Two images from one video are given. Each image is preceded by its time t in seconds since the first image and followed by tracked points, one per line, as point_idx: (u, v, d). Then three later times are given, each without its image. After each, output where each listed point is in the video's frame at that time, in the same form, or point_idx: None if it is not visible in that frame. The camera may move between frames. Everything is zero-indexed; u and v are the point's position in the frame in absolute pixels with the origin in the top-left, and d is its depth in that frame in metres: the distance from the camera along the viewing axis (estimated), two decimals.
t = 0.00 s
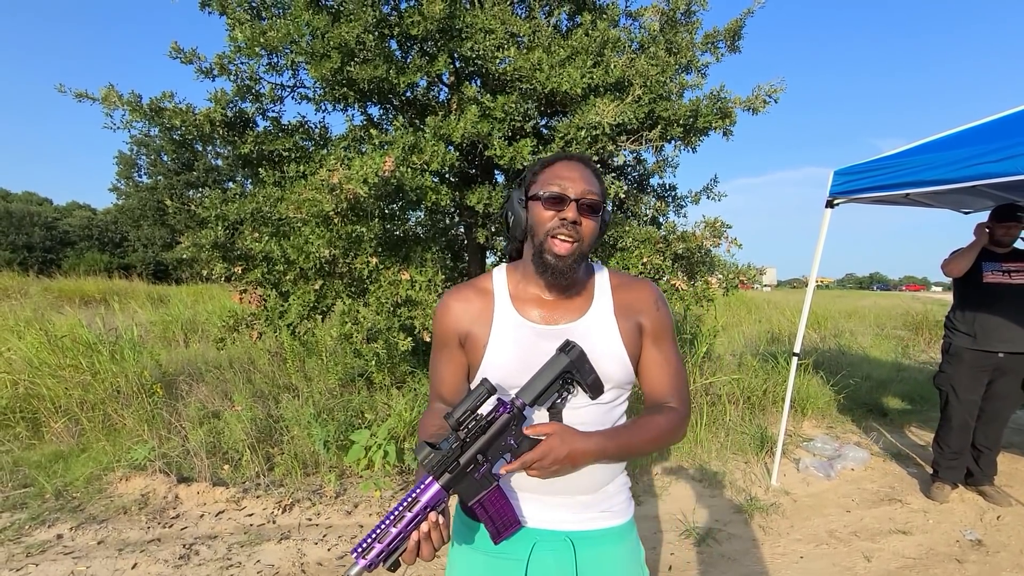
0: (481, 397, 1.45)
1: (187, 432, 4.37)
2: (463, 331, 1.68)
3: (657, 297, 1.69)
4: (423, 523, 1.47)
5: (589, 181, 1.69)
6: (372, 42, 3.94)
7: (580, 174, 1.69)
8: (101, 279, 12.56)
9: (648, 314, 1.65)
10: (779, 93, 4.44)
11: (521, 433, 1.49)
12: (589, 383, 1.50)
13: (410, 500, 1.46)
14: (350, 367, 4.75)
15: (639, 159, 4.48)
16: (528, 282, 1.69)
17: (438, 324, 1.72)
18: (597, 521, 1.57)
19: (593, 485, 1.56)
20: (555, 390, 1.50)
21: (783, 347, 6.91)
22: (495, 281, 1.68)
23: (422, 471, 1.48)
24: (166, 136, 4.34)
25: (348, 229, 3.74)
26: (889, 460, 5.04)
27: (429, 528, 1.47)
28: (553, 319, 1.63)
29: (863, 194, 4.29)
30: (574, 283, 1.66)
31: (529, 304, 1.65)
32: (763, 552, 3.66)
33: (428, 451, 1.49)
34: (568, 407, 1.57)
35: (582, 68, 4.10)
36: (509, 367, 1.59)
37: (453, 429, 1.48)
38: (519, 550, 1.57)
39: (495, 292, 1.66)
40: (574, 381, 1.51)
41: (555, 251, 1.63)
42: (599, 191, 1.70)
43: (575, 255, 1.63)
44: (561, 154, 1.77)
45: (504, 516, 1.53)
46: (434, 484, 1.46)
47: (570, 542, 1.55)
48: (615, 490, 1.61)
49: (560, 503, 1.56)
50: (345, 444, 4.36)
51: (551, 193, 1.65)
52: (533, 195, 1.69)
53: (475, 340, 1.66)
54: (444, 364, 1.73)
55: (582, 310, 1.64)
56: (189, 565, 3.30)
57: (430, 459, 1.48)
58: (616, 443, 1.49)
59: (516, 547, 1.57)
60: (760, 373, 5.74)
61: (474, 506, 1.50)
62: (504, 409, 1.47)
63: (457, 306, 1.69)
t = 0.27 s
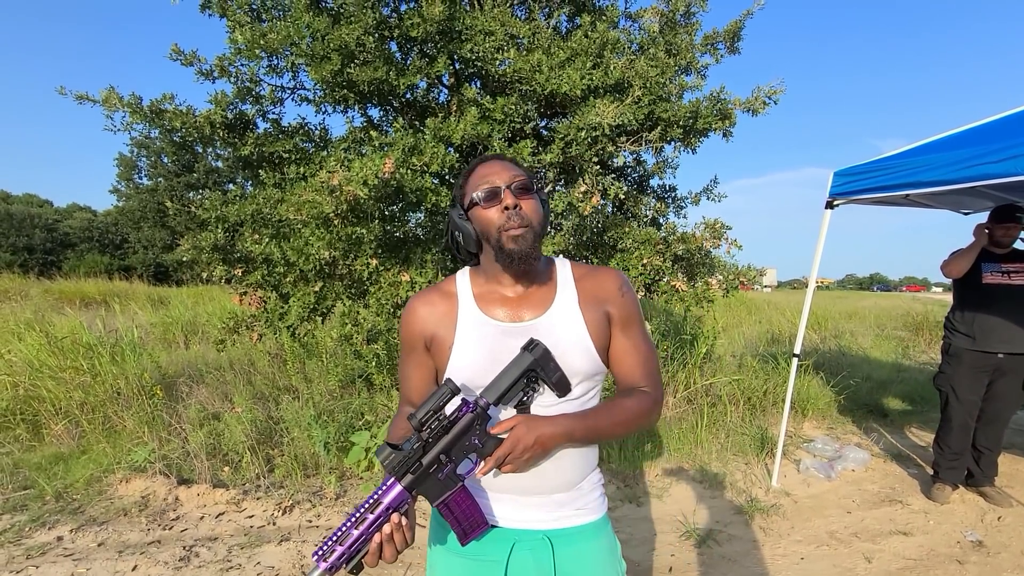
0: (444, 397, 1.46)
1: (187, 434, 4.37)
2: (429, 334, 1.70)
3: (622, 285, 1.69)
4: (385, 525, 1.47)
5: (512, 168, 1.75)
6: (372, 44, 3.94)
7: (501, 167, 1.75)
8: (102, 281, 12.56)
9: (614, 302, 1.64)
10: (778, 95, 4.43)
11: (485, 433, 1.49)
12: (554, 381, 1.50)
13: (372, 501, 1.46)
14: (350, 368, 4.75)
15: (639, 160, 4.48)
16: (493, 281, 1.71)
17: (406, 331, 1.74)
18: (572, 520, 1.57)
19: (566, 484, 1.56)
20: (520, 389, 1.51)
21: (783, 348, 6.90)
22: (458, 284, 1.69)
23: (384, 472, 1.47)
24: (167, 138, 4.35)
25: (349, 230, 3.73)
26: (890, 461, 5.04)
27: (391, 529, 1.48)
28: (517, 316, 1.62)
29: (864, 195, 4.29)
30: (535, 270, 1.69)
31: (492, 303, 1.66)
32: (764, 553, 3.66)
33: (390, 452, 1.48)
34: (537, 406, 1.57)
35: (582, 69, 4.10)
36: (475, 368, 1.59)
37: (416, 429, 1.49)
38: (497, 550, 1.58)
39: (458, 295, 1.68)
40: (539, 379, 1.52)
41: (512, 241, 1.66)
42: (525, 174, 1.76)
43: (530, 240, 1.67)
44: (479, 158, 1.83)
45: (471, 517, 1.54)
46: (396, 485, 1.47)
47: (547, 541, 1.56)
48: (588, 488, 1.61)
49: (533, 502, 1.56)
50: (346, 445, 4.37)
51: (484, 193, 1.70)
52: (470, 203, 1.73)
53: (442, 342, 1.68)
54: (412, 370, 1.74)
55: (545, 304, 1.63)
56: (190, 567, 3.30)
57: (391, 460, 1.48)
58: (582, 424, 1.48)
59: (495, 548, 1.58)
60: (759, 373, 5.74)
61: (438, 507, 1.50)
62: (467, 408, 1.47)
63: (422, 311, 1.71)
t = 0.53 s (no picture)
0: (445, 403, 1.50)
1: (189, 436, 4.37)
2: (434, 344, 1.73)
3: (623, 286, 1.65)
4: (392, 529, 1.54)
5: (483, 183, 1.72)
6: (373, 47, 3.95)
7: (472, 184, 1.72)
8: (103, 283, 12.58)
9: (613, 305, 1.60)
10: (779, 97, 4.44)
11: (487, 437, 1.52)
12: (555, 384, 1.50)
13: (380, 505, 1.53)
14: (351, 370, 4.75)
15: (639, 162, 4.49)
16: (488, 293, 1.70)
17: (413, 341, 1.77)
18: (578, 522, 1.56)
19: (572, 486, 1.56)
20: (521, 393, 1.51)
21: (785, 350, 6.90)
22: (459, 295, 1.71)
23: (390, 477, 1.53)
24: (169, 141, 4.36)
25: (351, 233, 3.74)
26: (891, 464, 5.03)
27: (399, 532, 1.54)
28: (516, 323, 1.62)
29: (865, 198, 4.29)
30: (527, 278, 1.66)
31: (492, 311, 1.66)
32: (765, 556, 3.66)
33: (393, 458, 1.53)
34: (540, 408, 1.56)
35: (583, 72, 4.11)
36: (478, 374, 1.61)
37: (420, 436, 1.54)
38: (503, 550, 1.59)
39: (459, 305, 1.70)
40: (541, 383, 1.51)
41: (495, 253, 1.63)
42: (497, 187, 1.73)
43: (512, 249, 1.63)
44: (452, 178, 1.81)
45: (478, 519, 1.56)
46: (402, 490, 1.53)
47: (553, 543, 1.55)
48: (596, 491, 1.60)
49: (539, 504, 1.56)
50: (347, 448, 4.37)
51: (459, 217, 1.69)
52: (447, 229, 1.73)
53: (447, 350, 1.71)
54: (422, 379, 1.78)
55: (543, 309, 1.62)
56: (192, 569, 3.30)
57: (396, 466, 1.52)
58: (581, 424, 1.48)
59: (502, 549, 1.59)
60: (760, 376, 5.74)
61: (445, 510, 1.54)
62: (469, 413, 1.51)
63: (427, 322, 1.74)
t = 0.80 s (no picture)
0: (478, 398, 1.52)
1: (189, 436, 4.37)
2: (469, 340, 1.77)
3: (661, 292, 1.63)
4: (425, 517, 1.55)
5: (551, 183, 1.72)
6: (374, 48, 3.95)
7: (543, 179, 1.73)
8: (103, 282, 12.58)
9: (650, 310, 1.59)
10: (780, 98, 4.44)
11: (518, 433, 1.51)
12: (587, 384, 1.50)
13: (413, 494, 1.55)
14: (351, 370, 4.75)
15: (640, 163, 4.49)
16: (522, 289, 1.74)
17: (450, 335, 1.82)
18: (609, 525, 1.55)
19: (604, 488, 1.55)
20: (553, 391, 1.52)
21: (785, 351, 6.90)
22: (497, 293, 1.73)
23: (423, 468, 1.56)
24: (169, 141, 4.36)
25: (350, 233, 3.73)
26: (891, 465, 5.03)
27: (430, 521, 1.55)
28: (550, 322, 1.65)
29: (865, 199, 4.29)
30: (557, 283, 1.68)
31: (527, 310, 1.69)
32: (765, 557, 3.65)
33: (427, 449, 1.56)
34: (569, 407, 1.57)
35: (583, 73, 4.11)
36: (510, 372, 1.63)
37: (453, 429, 1.55)
38: (531, 549, 1.60)
39: (497, 303, 1.72)
40: (573, 382, 1.52)
41: (530, 256, 1.66)
42: (563, 190, 1.73)
43: (548, 255, 1.66)
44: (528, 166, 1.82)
45: (508, 514, 1.57)
46: (435, 481, 1.55)
47: (581, 545, 1.55)
48: (628, 494, 1.58)
49: (570, 505, 1.56)
50: (347, 448, 4.35)
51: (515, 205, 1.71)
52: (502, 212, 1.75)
53: (482, 347, 1.74)
54: (460, 374, 1.82)
55: (579, 311, 1.63)
56: (190, 569, 3.30)
57: (429, 456, 1.56)
58: (615, 429, 1.46)
59: (529, 548, 1.60)
60: (761, 377, 5.73)
61: (476, 503, 1.55)
62: (501, 409, 1.51)
63: (464, 317, 1.78)
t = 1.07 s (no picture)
0: (513, 394, 1.53)
1: (188, 436, 4.37)
2: (505, 338, 1.77)
3: (699, 297, 1.61)
4: (457, 508, 1.57)
5: (620, 190, 1.70)
6: (373, 48, 3.96)
7: (611, 183, 1.71)
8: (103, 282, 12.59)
9: (687, 314, 1.56)
10: (779, 99, 4.45)
11: (551, 430, 1.52)
12: (621, 385, 1.50)
13: (447, 486, 1.57)
14: (351, 371, 4.75)
15: (639, 164, 4.48)
16: (562, 288, 1.73)
17: (486, 331, 1.82)
18: (641, 527, 1.54)
19: (636, 489, 1.54)
20: (587, 390, 1.52)
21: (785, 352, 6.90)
22: (535, 291, 1.73)
23: (457, 460, 1.58)
24: (168, 141, 4.36)
25: (349, 234, 3.72)
26: (891, 466, 5.03)
27: (463, 513, 1.57)
28: (588, 323, 1.64)
29: (864, 200, 4.28)
30: (600, 286, 1.67)
31: (565, 309, 1.69)
32: (765, 558, 3.65)
33: (462, 442, 1.58)
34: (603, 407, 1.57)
35: (583, 73, 4.11)
36: (544, 371, 1.63)
37: (487, 424, 1.57)
38: (561, 549, 1.59)
39: (534, 301, 1.72)
40: (607, 383, 1.52)
41: (578, 255, 1.65)
42: (629, 200, 1.70)
43: (598, 260, 1.64)
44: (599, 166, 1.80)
45: (539, 510, 1.58)
46: (468, 473, 1.56)
47: (611, 546, 1.55)
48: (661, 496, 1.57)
49: (602, 505, 1.56)
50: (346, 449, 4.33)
51: (578, 202, 1.69)
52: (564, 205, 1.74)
53: (517, 345, 1.74)
54: (495, 370, 1.82)
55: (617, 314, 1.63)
56: (187, 570, 3.29)
57: (463, 449, 1.57)
58: (645, 431, 1.46)
59: (559, 547, 1.60)
60: (761, 378, 5.73)
61: (507, 498, 1.57)
62: (534, 406, 1.53)
63: (501, 314, 1.78)
